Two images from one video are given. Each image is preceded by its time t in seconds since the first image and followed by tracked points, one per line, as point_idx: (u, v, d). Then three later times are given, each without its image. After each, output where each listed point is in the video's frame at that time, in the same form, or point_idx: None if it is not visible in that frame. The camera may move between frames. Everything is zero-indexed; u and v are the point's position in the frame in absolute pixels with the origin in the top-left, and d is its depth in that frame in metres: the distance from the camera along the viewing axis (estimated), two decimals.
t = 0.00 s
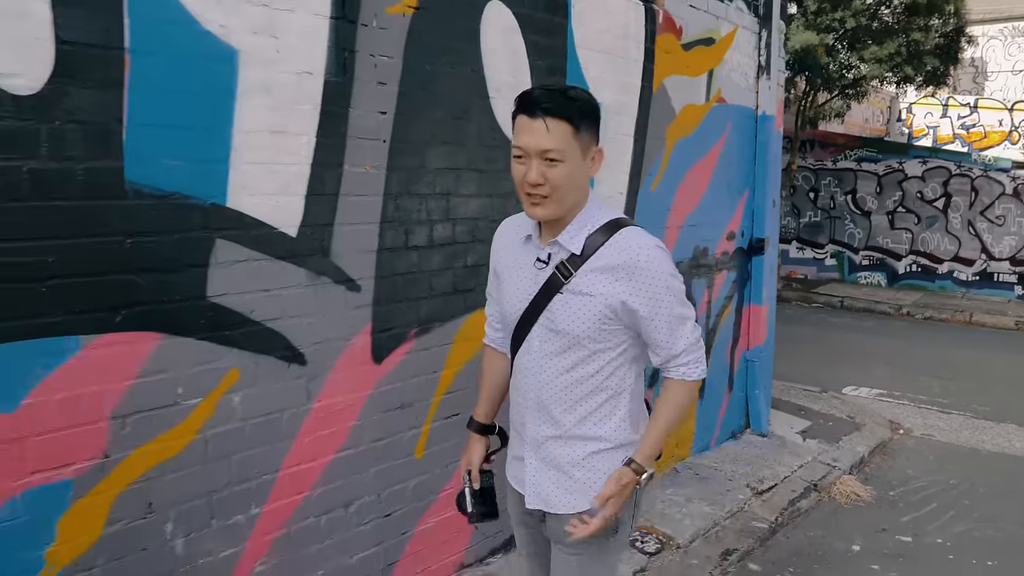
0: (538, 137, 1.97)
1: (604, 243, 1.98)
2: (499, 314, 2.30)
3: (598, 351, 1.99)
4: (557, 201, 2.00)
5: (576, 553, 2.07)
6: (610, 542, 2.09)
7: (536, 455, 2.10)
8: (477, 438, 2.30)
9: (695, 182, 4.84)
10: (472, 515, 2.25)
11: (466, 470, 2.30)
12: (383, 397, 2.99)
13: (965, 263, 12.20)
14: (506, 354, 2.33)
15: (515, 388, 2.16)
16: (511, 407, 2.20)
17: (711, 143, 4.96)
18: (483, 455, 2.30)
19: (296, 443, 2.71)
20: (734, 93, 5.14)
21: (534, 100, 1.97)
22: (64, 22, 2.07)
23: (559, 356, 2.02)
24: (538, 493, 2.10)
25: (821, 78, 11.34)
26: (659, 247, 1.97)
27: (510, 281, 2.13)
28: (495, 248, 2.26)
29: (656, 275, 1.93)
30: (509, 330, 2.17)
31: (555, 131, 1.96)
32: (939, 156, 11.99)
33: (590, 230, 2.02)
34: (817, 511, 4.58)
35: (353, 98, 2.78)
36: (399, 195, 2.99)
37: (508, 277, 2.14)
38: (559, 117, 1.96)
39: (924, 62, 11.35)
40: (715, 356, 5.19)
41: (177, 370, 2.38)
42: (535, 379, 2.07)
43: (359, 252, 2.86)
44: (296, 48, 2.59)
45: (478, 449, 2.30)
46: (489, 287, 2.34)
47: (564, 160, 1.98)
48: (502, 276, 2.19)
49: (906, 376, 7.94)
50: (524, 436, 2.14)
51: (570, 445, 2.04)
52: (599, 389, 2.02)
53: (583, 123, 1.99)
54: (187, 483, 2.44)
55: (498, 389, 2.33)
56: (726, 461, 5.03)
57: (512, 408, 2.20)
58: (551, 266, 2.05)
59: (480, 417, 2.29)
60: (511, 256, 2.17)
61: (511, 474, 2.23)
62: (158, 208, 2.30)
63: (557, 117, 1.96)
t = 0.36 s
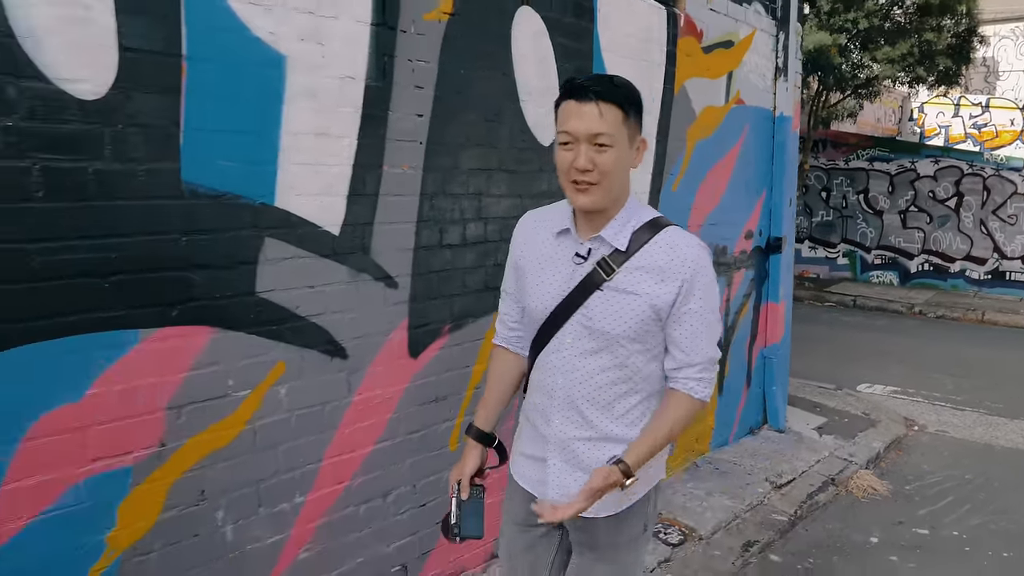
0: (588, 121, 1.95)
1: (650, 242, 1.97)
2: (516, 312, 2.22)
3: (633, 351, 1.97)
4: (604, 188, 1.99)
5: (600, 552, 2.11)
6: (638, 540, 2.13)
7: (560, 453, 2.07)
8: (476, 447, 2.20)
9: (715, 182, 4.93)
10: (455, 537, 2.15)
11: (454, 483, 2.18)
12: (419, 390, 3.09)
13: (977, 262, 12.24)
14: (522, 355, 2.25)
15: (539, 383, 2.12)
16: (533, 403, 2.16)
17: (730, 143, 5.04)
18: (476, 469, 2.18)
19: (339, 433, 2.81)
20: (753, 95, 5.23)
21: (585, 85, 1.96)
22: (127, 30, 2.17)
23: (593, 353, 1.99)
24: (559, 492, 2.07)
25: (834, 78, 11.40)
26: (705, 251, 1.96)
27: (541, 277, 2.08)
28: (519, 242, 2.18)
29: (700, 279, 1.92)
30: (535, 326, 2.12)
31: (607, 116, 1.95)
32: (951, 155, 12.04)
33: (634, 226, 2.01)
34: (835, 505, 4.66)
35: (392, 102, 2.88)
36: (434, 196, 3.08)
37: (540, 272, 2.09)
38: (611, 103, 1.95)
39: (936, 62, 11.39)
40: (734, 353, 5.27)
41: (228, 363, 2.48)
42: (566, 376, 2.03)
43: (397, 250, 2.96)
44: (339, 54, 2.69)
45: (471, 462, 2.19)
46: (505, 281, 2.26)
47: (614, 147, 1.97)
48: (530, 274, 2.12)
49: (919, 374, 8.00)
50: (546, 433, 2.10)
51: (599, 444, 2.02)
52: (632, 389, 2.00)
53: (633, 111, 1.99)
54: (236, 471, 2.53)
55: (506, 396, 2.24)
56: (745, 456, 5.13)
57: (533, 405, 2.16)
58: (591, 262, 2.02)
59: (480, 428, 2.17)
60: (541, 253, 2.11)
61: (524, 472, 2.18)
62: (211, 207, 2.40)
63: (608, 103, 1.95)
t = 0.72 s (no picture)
0: (600, 121, 1.99)
1: (663, 241, 1.99)
2: (524, 311, 2.23)
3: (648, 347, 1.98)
4: (613, 188, 2.01)
5: (612, 549, 2.04)
6: (648, 535, 2.08)
7: (572, 452, 2.04)
8: (468, 447, 2.14)
9: (717, 185, 5.05)
10: (444, 536, 2.02)
11: (443, 482, 2.11)
12: (440, 385, 3.19)
13: (965, 265, 12.41)
14: (525, 356, 2.25)
15: (549, 383, 2.10)
16: (541, 403, 2.14)
17: (732, 147, 5.17)
18: (468, 469, 2.13)
19: (366, 427, 2.91)
20: (754, 101, 5.37)
21: (599, 86, 2.00)
22: (172, 39, 2.25)
23: (608, 350, 1.99)
24: (570, 491, 2.04)
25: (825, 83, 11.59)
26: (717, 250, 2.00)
27: (553, 276, 2.09)
28: (529, 243, 2.20)
29: (714, 276, 1.96)
30: (542, 322, 2.13)
31: (618, 116, 1.99)
32: (940, 159, 12.24)
33: (646, 227, 2.04)
34: (833, 498, 4.80)
35: (416, 108, 2.99)
36: (454, 198, 3.19)
37: (551, 272, 2.10)
38: (622, 104, 2.00)
39: (926, 68, 11.57)
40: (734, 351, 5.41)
41: (262, 359, 2.57)
42: (579, 373, 2.02)
43: (420, 250, 3.06)
44: (367, 62, 2.79)
45: (465, 460, 2.13)
46: (511, 282, 2.26)
47: (624, 146, 2.00)
48: (540, 273, 2.13)
49: (910, 373, 8.19)
50: (556, 432, 2.08)
51: (612, 442, 2.01)
52: (646, 386, 2.00)
53: (643, 114, 2.03)
54: (269, 464, 2.62)
55: (502, 398, 2.21)
56: (744, 452, 5.27)
57: (540, 405, 2.14)
58: (604, 262, 2.04)
59: (476, 428, 2.13)
60: (552, 252, 2.12)
61: (529, 473, 2.13)
62: (249, 209, 2.49)
63: (621, 104, 1.99)
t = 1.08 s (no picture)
0: (556, 115, 2.00)
1: (629, 226, 2.02)
2: (503, 318, 2.25)
3: (625, 334, 1.97)
4: (577, 179, 2.02)
5: (605, 547, 2.03)
6: (641, 532, 2.07)
7: (557, 448, 2.04)
8: (467, 455, 2.27)
9: (720, 179, 5.17)
10: (455, 539, 2.25)
11: (449, 488, 2.27)
12: (462, 374, 3.31)
13: (961, 254, 12.57)
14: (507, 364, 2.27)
15: (531, 380, 2.10)
16: (524, 401, 2.14)
17: (735, 141, 5.29)
18: (469, 474, 2.27)
19: (392, 415, 3.03)
20: (757, 95, 5.50)
21: (550, 82, 2.02)
22: (212, 43, 2.36)
23: (585, 341, 1.98)
24: (559, 487, 2.03)
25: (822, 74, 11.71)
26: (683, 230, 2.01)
27: (526, 271, 2.11)
28: (502, 246, 2.21)
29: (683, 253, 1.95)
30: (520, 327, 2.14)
31: (572, 108, 2.01)
32: (936, 150, 12.37)
33: (614, 211, 2.07)
34: (836, 483, 4.94)
35: (437, 106, 3.09)
36: (473, 194, 3.30)
37: (524, 270, 2.11)
38: (575, 96, 2.02)
39: (921, 59, 11.69)
40: (738, 340, 5.54)
41: (296, 349, 2.68)
42: (559, 367, 2.02)
43: (442, 244, 3.18)
44: (392, 63, 2.90)
45: (465, 468, 2.27)
46: (488, 290, 2.28)
47: (583, 137, 2.02)
48: (514, 273, 2.14)
49: (909, 362, 8.34)
50: (541, 429, 2.07)
51: (596, 434, 2.00)
52: (626, 374, 1.99)
53: (594, 103, 2.05)
54: (304, 449, 2.74)
55: (494, 403, 2.29)
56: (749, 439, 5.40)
57: (524, 404, 2.14)
58: (574, 252, 2.05)
59: (473, 437, 2.25)
60: (525, 251, 2.14)
61: (519, 474, 2.13)
62: (283, 205, 2.60)
63: (573, 96, 2.01)
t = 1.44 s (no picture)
0: (526, 111, 1.99)
1: (591, 213, 1.99)
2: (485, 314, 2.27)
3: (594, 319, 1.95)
4: (545, 173, 2.01)
5: (583, 541, 2.01)
6: (620, 526, 2.04)
7: (535, 438, 2.02)
8: (464, 452, 2.23)
9: (739, 180, 5.25)
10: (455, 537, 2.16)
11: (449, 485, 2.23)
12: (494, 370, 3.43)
13: (978, 254, 12.59)
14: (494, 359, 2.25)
15: (507, 373, 2.09)
16: (502, 393, 2.13)
17: (754, 143, 5.38)
18: (467, 471, 2.23)
19: (429, 410, 3.16)
20: (775, 98, 5.59)
21: (521, 78, 2.01)
22: (264, 54, 2.49)
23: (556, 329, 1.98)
24: (540, 478, 2.02)
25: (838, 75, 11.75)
26: (646, 211, 1.99)
27: (498, 265, 2.11)
28: (478, 242, 2.22)
29: (645, 235, 1.94)
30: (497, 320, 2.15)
31: (543, 105, 1.99)
32: (952, 150, 12.38)
33: (577, 201, 2.03)
34: (856, 480, 5.02)
35: (470, 111, 3.21)
36: (504, 196, 3.41)
37: (497, 265, 2.11)
38: (547, 93, 2.01)
39: (937, 59, 11.72)
40: (758, 340, 5.63)
41: (339, 344, 2.80)
42: (533, 356, 2.01)
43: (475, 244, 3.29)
44: (429, 70, 3.02)
45: (463, 465, 2.24)
46: (473, 286, 2.30)
47: (552, 133, 2.01)
48: (489, 269, 2.14)
49: (926, 362, 8.39)
50: (519, 420, 2.06)
51: (572, 422, 1.99)
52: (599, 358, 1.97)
53: (564, 100, 2.04)
54: (348, 440, 2.87)
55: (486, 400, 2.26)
56: (768, 437, 5.48)
57: (502, 396, 2.13)
58: (541, 242, 2.03)
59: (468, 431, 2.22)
60: (497, 247, 2.14)
61: (504, 468, 2.13)
62: (327, 207, 2.73)
63: (545, 93, 2.00)
